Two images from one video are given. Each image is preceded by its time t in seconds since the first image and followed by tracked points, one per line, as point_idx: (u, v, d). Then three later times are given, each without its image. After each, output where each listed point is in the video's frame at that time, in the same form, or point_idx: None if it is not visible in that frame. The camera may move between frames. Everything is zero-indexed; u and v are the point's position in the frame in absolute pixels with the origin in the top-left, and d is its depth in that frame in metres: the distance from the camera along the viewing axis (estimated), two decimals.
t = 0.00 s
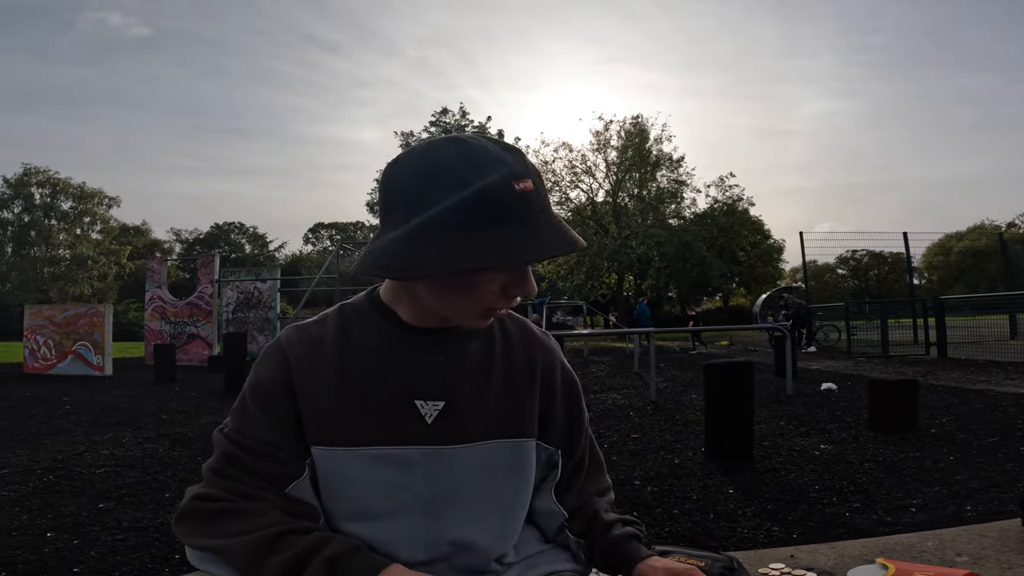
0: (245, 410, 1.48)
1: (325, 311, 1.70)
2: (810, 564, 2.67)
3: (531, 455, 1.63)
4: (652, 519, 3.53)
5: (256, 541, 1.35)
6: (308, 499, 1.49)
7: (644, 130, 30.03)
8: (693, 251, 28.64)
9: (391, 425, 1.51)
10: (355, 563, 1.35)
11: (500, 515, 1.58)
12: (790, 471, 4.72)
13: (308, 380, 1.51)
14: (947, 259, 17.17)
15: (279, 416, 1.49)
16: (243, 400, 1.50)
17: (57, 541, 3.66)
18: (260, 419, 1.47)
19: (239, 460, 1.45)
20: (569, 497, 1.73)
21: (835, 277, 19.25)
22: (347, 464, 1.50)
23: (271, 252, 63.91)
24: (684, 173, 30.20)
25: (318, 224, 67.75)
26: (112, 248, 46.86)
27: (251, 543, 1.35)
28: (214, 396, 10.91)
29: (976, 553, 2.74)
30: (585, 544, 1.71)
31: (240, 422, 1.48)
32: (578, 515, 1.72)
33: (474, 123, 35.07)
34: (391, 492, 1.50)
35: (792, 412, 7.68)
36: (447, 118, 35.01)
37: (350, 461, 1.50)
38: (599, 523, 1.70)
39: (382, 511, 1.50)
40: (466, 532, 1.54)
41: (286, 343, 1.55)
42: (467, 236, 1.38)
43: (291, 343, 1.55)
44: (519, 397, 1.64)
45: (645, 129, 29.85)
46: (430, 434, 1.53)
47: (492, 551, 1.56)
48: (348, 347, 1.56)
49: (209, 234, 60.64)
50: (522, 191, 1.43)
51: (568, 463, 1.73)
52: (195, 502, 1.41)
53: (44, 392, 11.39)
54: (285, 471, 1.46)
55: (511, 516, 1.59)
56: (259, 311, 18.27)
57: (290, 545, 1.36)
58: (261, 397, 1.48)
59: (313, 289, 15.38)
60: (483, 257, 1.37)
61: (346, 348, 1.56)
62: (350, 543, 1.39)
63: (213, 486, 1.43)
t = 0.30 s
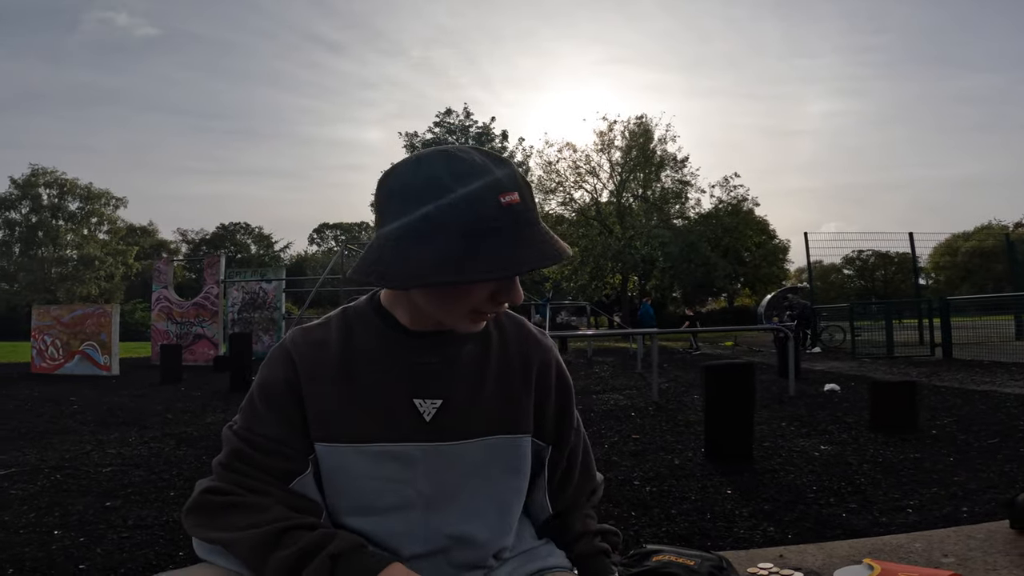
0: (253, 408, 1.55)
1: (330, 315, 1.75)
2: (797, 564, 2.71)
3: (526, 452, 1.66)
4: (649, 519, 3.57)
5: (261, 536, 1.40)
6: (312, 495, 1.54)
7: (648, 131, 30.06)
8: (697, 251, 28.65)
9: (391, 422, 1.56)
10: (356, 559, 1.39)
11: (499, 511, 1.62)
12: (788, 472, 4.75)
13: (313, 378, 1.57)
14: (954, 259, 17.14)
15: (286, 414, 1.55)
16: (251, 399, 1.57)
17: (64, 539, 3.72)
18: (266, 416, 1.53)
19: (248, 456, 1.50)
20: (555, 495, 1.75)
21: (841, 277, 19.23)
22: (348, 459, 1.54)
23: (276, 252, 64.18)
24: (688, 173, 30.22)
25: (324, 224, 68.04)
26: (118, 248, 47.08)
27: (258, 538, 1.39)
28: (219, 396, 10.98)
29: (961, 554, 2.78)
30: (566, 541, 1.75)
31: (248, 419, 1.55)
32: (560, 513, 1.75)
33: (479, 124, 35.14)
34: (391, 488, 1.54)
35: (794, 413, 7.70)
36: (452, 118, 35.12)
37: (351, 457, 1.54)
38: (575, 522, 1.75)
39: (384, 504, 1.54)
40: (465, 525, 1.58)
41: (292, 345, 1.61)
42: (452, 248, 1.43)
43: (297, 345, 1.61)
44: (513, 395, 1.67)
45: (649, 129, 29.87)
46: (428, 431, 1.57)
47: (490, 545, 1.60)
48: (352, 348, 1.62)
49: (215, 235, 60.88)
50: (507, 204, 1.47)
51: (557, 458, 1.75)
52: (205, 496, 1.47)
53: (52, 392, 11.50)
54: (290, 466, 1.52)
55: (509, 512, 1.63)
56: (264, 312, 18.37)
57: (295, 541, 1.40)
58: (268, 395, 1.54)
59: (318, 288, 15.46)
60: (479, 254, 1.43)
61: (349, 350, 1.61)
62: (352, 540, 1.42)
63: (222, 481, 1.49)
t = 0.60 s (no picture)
0: (277, 403, 1.70)
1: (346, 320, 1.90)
2: (780, 556, 2.89)
3: (523, 453, 1.77)
4: (646, 517, 3.68)
5: (285, 524, 1.53)
6: (328, 486, 1.68)
7: (652, 131, 30.12)
8: (700, 252, 28.72)
9: (397, 420, 1.69)
10: (369, 547, 1.51)
11: (497, 509, 1.73)
12: (784, 471, 4.86)
13: (329, 379, 1.71)
14: (959, 260, 17.13)
15: (305, 411, 1.70)
16: (276, 396, 1.72)
17: (84, 534, 3.85)
18: (288, 411, 1.68)
19: (273, 448, 1.66)
20: (548, 498, 1.86)
21: (845, 278, 19.24)
22: (358, 453, 1.67)
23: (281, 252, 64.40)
24: (692, 173, 30.29)
25: (328, 224, 68.29)
26: (125, 248, 47.35)
27: (280, 525, 1.53)
28: (226, 396, 11.12)
29: (937, 549, 2.91)
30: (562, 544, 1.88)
31: (273, 415, 1.70)
32: (554, 521, 1.88)
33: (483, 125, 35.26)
34: (397, 481, 1.67)
35: (793, 414, 7.80)
36: (456, 119, 35.23)
37: (361, 451, 1.67)
38: (569, 533, 1.88)
39: (388, 498, 1.66)
40: (464, 521, 1.68)
41: (311, 347, 1.76)
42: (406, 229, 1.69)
43: (315, 347, 1.76)
44: (510, 400, 1.78)
45: (653, 130, 29.92)
46: (430, 431, 1.69)
47: (489, 539, 1.71)
48: (366, 352, 1.77)
49: (220, 235, 61.14)
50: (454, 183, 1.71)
51: (550, 463, 1.86)
52: (234, 484, 1.62)
53: (62, 392, 11.65)
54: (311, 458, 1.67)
55: (506, 509, 1.73)
56: (270, 312, 18.52)
57: (312, 530, 1.53)
58: (291, 393, 1.69)
59: (323, 289, 15.59)
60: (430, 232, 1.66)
61: (361, 353, 1.76)
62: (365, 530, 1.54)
63: (250, 472, 1.64)
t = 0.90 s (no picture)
0: (312, 389, 1.81)
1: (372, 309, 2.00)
2: (778, 542, 3.03)
3: (539, 435, 1.86)
4: (650, 509, 3.78)
5: (324, 500, 1.64)
6: (358, 467, 1.78)
7: (654, 131, 30.19)
8: (703, 251, 28.77)
9: (422, 406, 1.78)
10: (402, 522, 1.60)
11: (515, 486, 1.82)
12: (784, 466, 4.96)
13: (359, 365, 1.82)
14: (963, 259, 17.16)
15: (337, 397, 1.80)
16: (310, 380, 1.82)
17: (103, 527, 3.95)
18: (323, 398, 1.79)
19: (309, 432, 1.77)
20: (566, 479, 1.97)
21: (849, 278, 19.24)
22: (387, 437, 1.78)
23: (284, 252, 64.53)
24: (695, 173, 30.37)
25: (332, 224, 68.48)
26: (129, 248, 47.52)
27: (320, 501, 1.64)
28: (233, 394, 11.24)
29: (928, 536, 3.01)
30: (580, 522, 1.97)
31: (308, 399, 1.81)
32: (571, 498, 1.98)
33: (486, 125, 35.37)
34: (421, 461, 1.76)
35: (793, 412, 7.90)
36: (459, 119, 35.34)
37: (389, 434, 1.77)
38: (586, 509, 1.97)
39: (414, 477, 1.76)
40: (484, 498, 1.78)
41: (342, 335, 1.86)
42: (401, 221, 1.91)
43: (346, 336, 1.86)
44: (527, 385, 1.87)
45: (655, 130, 29.99)
46: (452, 414, 1.78)
47: (508, 516, 1.80)
48: (392, 341, 1.86)
49: (223, 234, 61.32)
50: (441, 173, 1.90)
51: (565, 446, 1.95)
52: (275, 466, 1.74)
53: (71, 390, 11.76)
54: (342, 442, 1.77)
55: (523, 487, 1.83)
56: (274, 311, 18.63)
57: (348, 506, 1.63)
58: (326, 379, 1.80)
59: (328, 289, 15.68)
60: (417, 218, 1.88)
61: (388, 340, 1.86)
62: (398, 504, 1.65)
63: (289, 454, 1.76)
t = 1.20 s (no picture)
0: (335, 382, 1.86)
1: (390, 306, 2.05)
2: (775, 540, 3.08)
3: (551, 431, 1.91)
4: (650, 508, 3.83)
5: (347, 500, 1.68)
6: (376, 462, 1.84)
7: (657, 131, 30.28)
8: (705, 252, 28.81)
9: (435, 402, 1.83)
10: (423, 531, 1.66)
11: (524, 483, 1.87)
12: (783, 466, 5.00)
13: (379, 361, 1.88)
14: (966, 260, 17.21)
15: (359, 391, 1.85)
16: (333, 374, 1.88)
17: (110, 525, 4.00)
18: (345, 390, 1.84)
19: (333, 425, 1.81)
20: (590, 459, 2.02)
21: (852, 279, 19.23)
22: (405, 429, 1.83)
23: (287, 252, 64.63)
24: (697, 174, 30.44)
25: (334, 224, 68.62)
26: (133, 248, 47.64)
27: (343, 501, 1.68)
28: (237, 394, 11.29)
29: (922, 535, 3.06)
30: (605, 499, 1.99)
31: (331, 393, 1.86)
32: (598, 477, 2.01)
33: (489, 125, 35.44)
34: (435, 455, 1.82)
35: (793, 412, 7.93)
36: (461, 119, 35.42)
37: (407, 427, 1.83)
38: (616, 471, 1.98)
39: (429, 473, 1.82)
40: (493, 496, 1.83)
41: (363, 333, 1.92)
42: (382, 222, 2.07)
43: (367, 333, 1.92)
44: (536, 379, 1.91)
45: (658, 130, 30.09)
46: (465, 410, 1.83)
47: (517, 512, 1.86)
48: (411, 337, 1.91)
49: (226, 234, 61.44)
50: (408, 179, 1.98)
51: (585, 435, 2.01)
52: (300, 459, 1.76)
53: (75, 389, 11.82)
54: (361, 437, 1.82)
55: (531, 483, 1.88)
56: (277, 311, 18.70)
57: (371, 509, 1.68)
58: (348, 374, 1.86)
59: (331, 288, 15.76)
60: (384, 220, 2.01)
61: (406, 338, 1.91)
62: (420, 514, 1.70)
63: (312, 447, 1.79)
